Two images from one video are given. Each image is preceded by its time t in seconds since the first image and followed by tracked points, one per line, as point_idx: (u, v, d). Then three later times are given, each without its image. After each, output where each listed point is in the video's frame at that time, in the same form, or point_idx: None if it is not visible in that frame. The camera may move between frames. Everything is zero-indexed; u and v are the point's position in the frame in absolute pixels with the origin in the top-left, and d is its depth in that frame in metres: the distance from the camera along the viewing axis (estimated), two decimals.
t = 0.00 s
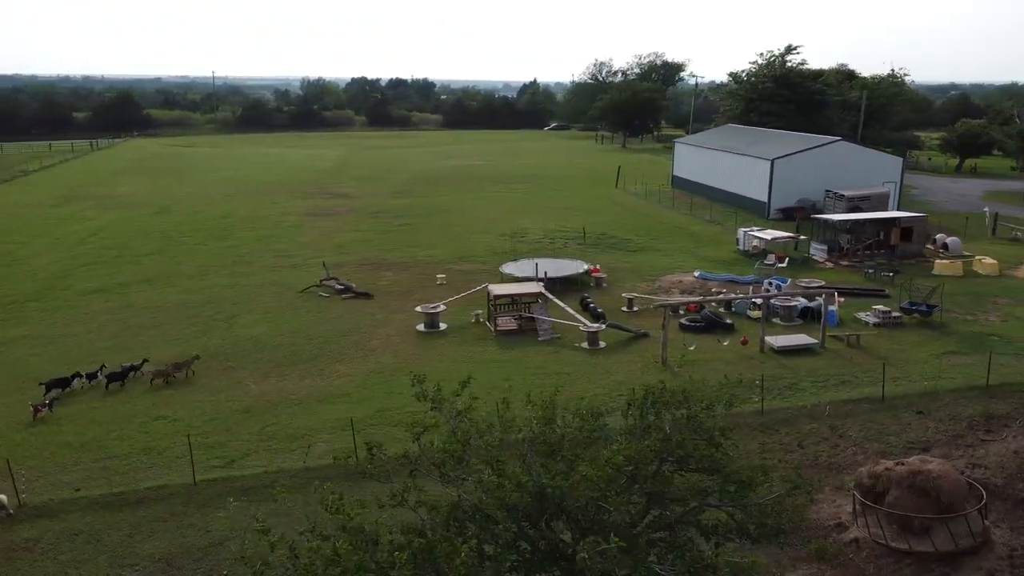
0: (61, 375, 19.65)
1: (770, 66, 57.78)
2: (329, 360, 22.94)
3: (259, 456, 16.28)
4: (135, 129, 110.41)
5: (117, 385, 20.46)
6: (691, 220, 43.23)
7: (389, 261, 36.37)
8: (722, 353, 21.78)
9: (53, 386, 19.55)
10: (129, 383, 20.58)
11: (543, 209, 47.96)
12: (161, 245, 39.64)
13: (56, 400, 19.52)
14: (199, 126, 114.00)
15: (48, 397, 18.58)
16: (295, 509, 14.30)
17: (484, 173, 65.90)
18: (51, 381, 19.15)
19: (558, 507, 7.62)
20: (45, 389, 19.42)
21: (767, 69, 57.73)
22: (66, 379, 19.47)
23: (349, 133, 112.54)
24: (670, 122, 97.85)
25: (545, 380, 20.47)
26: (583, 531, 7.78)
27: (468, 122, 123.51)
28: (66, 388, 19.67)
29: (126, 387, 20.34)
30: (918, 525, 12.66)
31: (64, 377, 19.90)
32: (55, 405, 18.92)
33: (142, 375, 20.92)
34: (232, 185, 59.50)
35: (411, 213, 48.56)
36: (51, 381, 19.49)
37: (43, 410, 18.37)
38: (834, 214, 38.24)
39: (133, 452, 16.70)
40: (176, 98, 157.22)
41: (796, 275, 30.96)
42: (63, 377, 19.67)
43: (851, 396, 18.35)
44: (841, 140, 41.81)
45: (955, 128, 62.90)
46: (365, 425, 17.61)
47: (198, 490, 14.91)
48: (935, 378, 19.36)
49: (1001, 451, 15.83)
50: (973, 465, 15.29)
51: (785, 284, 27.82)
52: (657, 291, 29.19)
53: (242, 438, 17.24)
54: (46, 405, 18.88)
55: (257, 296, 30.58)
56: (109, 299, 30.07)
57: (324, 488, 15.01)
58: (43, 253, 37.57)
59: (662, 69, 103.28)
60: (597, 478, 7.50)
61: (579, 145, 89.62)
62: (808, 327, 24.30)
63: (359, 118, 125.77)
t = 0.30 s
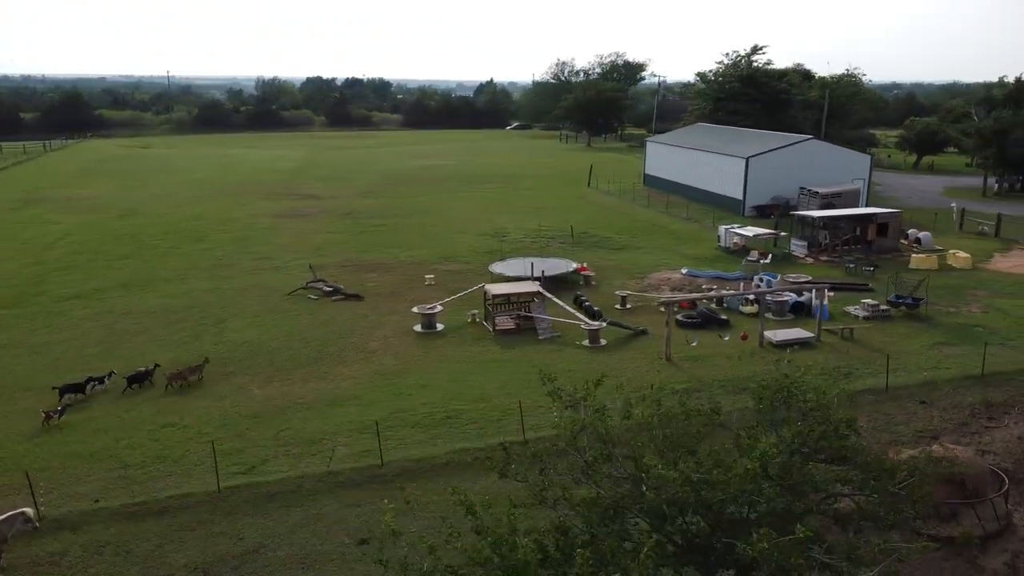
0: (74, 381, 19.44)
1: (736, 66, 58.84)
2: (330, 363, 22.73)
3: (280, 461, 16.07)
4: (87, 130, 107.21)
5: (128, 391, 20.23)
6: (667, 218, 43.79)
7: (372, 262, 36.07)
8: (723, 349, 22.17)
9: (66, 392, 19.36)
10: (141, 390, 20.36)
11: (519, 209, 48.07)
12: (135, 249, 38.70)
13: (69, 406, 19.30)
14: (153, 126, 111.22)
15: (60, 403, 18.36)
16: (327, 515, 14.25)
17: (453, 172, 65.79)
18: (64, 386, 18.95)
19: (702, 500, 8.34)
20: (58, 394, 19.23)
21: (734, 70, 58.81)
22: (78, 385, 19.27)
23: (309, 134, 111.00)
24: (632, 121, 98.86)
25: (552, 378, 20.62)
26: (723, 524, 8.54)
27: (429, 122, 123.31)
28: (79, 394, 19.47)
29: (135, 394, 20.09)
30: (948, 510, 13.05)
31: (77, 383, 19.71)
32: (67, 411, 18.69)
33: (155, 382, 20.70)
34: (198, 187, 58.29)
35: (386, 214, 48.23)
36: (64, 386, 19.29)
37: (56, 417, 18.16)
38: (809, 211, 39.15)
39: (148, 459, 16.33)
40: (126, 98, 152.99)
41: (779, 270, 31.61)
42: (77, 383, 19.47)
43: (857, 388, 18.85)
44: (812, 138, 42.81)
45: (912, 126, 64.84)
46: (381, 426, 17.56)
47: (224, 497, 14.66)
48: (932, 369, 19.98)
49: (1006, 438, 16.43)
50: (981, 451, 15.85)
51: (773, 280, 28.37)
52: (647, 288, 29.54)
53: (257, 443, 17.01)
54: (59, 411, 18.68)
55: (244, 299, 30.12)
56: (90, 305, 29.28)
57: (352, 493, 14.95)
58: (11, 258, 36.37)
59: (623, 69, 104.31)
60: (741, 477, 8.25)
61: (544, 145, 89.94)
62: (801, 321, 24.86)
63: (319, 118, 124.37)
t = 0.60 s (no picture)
0: (92, 387, 19.24)
1: (703, 66, 59.79)
2: (332, 367, 22.49)
3: (303, 465, 15.91)
4: (36, 131, 103.91)
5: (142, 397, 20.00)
6: (643, 216, 44.27)
7: (355, 263, 35.73)
8: (723, 344, 22.56)
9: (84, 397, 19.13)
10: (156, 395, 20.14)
11: (495, 208, 48.10)
12: (107, 254, 37.72)
13: (86, 411, 19.09)
14: (105, 126, 108.26)
15: (75, 409, 18.12)
16: (361, 519, 14.14)
17: (423, 172, 65.48)
18: (81, 392, 18.74)
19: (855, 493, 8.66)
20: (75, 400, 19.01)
21: (701, 69, 59.74)
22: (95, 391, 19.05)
23: (269, 134, 109.26)
24: (595, 120, 99.62)
25: (561, 377, 20.73)
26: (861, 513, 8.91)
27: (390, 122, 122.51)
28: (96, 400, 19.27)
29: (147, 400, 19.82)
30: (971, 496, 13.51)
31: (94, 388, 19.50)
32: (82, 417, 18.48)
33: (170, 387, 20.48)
34: (163, 189, 57.01)
35: (361, 215, 47.82)
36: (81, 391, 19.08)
37: (72, 423, 17.94)
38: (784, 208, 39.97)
39: (165, 468, 15.98)
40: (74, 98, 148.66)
41: (762, 266, 32.21)
42: (95, 389, 19.27)
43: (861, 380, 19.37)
44: (784, 137, 43.74)
45: (871, 124, 66.62)
46: (401, 429, 17.52)
47: (252, 505, 14.45)
48: (929, 360, 20.60)
49: (1010, 425, 17.07)
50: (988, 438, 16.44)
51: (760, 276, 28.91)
52: (637, 286, 29.85)
53: (276, 448, 16.80)
54: (75, 417, 18.49)
55: (230, 303, 29.58)
56: (69, 313, 28.47)
57: (385, 495, 14.88)
58: None
59: (584, 69, 104.99)
60: (881, 472, 8.50)
61: (509, 144, 90.05)
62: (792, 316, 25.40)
63: (277, 118, 122.58)
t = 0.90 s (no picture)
0: (113, 390, 19.02)
1: (669, 66, 60.65)
2: (336, 369, 22.24)
3: (327, 470, 15.72)
4: None
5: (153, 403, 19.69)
6: (619, 214, 44.71)
7: (337, 264, 35.36)
8: (723, 339, 22.95)
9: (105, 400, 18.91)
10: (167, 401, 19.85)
11: (471, 209, 48.06)
12: (77, 259, 36.63)
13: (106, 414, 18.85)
14: (54, 127, 105.06)
15: (95, 414, 17.88)
16: (396, 523, 14.03)
17: (391, 173, 65.03)
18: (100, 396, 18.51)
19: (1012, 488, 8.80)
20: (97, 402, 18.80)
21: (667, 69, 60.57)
22: (116, 394, 18.84)
23: (226, 134, 107.31)
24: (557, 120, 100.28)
25: (570, 375, 20.85)
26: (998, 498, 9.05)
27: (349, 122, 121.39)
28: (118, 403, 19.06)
29: (160, 405, 19.55)
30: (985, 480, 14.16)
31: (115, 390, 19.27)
32: (102, 422, 18.23)
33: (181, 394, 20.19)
34: (125, 192, 55.58)
35: (335, 216, 47.33)
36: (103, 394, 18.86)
37: (92, 428, 17.71)
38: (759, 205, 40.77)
39: (185, 476, 15.66)
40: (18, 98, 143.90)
41: (745, 262, 32.81)
42: (117, 391, 19.05)
43: (864, 372, 19.91)
44: (755, 135, 44.61)
45: (830, 123, 68.39)
46: (421, 430, 17.46)
47: (282, 511, 14.26)
48: (924, 351, 21.27)
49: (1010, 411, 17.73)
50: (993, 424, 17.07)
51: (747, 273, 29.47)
52: (626, 283, 30.16)
53: (296, 452, 16.59)
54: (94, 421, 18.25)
55: (217, 306, 29.03)
56: (48, 320, 27.59)
57: (417, 498, 14.78)
58: None
59: (545, 69, 105.61)
60: None
61: (472, 144, 89.99)
62: (783, 310, 25.96)
63: (234, 118, 120.48)
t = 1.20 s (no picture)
0: (138, 392, 18.99)
1: (636, 66, 61.37)
2: (340, 372, 22.02)
3: (353, 474, 15.60)
4: None
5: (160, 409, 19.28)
6: (596, 212, 45.06)
7: (319, 266, 34.93)
8: (721, 334, 23.35)
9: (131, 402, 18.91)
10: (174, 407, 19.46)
11: (446, 209, 47.92)
12: (47, 264, 35.48)
13: (130, 417, 18.81)
14: None
15: (119, 417, 17.82)
16: (434, 524, 13.97)
17: (358, 174, 64.43)
18: (126, 399, 18.50)
19: None
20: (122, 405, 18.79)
21: (635, 69, 61.27)
22: (141, 397, 18.82)
23: (181, 134, 104.92)
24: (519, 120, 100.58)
25: (578, 373, 21.00)
26: None
27: (307, 122, 119.86)
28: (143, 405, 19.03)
29: (170, 411, 19.20)
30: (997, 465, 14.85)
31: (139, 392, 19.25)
32: (125, 425, 18.18)
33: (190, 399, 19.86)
34: (86, 195, 53.99)
35: (309, 217, 46.73)
36: (129, 397, 18.86)
37: (115, 432, 17.65)
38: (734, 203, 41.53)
39: (208, 483, 15.40)
40: None
41: (728, 258, 33.38)
42: (142, 393, 19.04)
43: (864, 364, 20.53)
44: (727, 134, 45.45)
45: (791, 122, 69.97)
46: (440, 430, 17.43)
47: (315, 516, 14.11)
48: (917, 342, 22.00)
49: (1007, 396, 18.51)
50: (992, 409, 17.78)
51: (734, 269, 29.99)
52: (615, 281, 30.43)
53: (317, 456, 16.44)
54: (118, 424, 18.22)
55: (204, 310, 28.46)
56: (28, 328, 26.68)
57: (449, 498, 14.76)
58: None
59: (506, 69, 105.87)
60: None
61: (436, 144, 89.65)
62: (774, 304, 26.50)
63: (188, 118, 117.88)
